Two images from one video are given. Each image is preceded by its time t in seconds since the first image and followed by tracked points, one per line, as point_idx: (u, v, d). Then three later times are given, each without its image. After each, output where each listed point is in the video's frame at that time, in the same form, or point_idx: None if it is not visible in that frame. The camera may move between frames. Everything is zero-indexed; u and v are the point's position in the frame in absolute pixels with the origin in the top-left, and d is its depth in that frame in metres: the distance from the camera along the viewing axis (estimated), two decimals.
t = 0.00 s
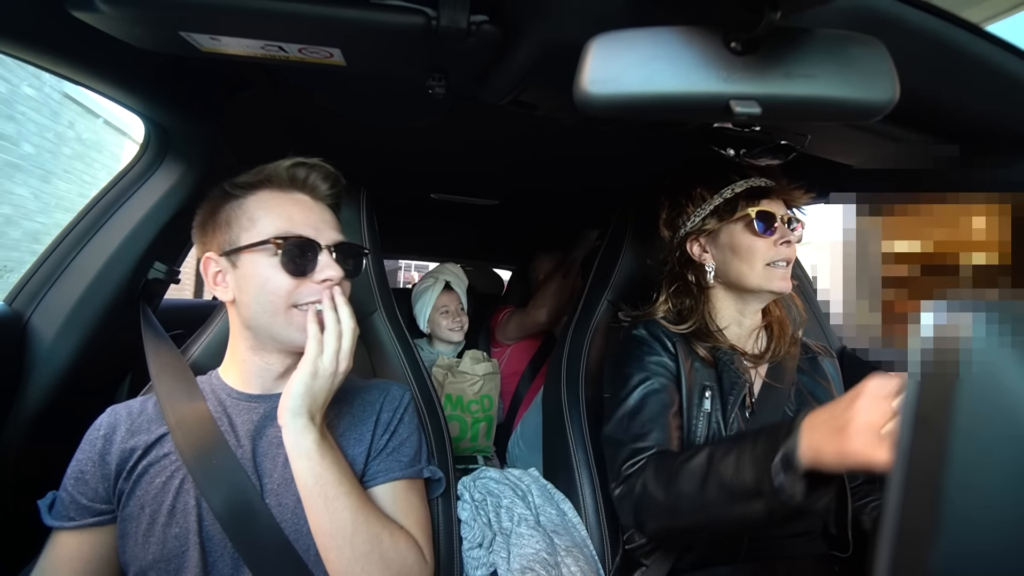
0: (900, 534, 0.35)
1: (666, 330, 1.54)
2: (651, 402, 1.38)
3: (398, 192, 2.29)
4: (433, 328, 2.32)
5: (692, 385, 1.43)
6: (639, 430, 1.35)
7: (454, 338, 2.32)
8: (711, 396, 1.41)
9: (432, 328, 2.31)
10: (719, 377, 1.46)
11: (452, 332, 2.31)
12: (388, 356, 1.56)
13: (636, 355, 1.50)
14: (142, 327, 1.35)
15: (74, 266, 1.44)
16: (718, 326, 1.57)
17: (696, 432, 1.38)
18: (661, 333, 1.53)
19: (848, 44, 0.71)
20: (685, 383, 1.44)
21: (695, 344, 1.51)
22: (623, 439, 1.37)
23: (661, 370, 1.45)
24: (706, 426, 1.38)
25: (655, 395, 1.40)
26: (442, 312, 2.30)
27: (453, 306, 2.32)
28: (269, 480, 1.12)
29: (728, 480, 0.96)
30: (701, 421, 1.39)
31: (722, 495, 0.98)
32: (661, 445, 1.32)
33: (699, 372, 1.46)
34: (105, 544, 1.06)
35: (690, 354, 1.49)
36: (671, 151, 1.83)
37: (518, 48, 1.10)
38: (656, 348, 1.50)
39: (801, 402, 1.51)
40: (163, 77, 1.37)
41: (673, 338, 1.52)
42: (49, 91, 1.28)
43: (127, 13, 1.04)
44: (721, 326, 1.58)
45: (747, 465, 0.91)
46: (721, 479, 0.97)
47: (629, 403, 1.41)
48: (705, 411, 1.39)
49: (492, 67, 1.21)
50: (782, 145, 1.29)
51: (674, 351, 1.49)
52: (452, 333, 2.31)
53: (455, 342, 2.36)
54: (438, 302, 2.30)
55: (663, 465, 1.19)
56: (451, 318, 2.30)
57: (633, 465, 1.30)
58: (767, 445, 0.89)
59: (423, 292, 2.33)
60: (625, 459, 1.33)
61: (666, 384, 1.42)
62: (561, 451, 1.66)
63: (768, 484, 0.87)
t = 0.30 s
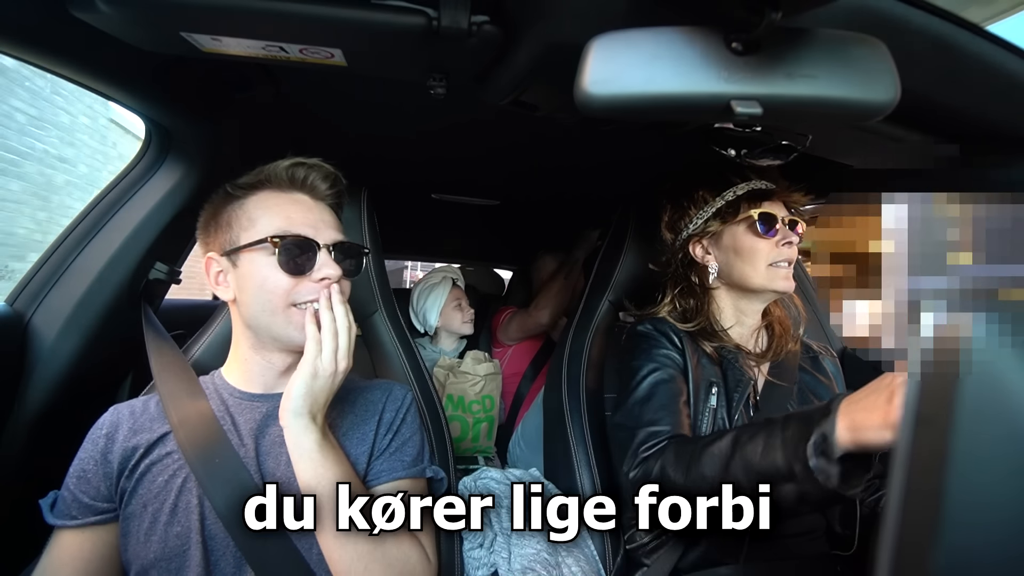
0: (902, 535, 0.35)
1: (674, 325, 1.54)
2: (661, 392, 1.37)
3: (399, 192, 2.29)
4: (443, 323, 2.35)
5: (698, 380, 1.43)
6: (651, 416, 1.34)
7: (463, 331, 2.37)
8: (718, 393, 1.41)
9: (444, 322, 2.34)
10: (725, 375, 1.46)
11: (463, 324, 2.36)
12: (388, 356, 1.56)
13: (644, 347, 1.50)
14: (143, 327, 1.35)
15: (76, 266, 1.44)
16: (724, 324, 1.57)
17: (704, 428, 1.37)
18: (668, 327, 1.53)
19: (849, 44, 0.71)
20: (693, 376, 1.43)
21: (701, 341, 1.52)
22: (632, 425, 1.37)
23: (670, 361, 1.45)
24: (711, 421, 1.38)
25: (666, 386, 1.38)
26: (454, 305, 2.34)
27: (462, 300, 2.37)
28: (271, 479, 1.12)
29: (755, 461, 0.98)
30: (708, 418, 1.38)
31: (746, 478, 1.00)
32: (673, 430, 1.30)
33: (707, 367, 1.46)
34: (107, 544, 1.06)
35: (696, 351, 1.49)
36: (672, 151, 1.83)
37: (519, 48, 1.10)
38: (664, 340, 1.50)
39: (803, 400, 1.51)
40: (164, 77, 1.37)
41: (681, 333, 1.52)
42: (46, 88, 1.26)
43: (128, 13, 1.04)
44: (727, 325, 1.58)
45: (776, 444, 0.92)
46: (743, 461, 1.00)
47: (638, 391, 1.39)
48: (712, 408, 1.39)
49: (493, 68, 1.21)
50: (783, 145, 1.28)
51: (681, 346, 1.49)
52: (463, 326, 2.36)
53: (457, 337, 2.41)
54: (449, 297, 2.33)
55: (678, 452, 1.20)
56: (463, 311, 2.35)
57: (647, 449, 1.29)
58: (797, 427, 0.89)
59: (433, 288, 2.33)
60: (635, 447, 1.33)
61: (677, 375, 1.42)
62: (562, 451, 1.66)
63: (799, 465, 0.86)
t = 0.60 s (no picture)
0: (903, 533, 0.35)
1: (678, 319, 1.53)
2: (665, 384, 1.35)
3: (399, 191, 2.29)
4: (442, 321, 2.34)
5: (702, 374, 1.43)
6: (655, 407, 1.31)
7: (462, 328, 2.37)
8: (720, 386, 1.42)
9: (444, 320, 2.34)
10: (727, 369, 1.46)
11: (462, 322, 2.35)
12: (387, 355, 1.56)
13: (647, 341, 1.49)
14: (142, 325, 1.35)
15: (74, 266, 1.44)
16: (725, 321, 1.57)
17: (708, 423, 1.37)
18: (671, 321, 1.52)
19: (849, 42, 0.71)
20: (698, 369, 1.43)
21: (704, 335, 1.52)
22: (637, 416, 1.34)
23: (671, 354, 1.43)
24: (714, 416, 1.38)
25: (667, 379, 1.36)
26: (453, 303, 2.33)
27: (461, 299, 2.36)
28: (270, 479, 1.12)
29: (776, 445, 0.86)
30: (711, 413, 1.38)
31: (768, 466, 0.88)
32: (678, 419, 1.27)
33: (708, 362, 1.46)
34: (105, 544, 1.06)
35: (700, 345, 1.49)
36: (672, 150, 1.83)
37: (519, 48, 1.10)
38: (666, 335, 1.49)
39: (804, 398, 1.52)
40: (163, 76, 1.37)
41: (683, 326, 1.51)
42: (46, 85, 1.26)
43: (126, 11, 1.04)
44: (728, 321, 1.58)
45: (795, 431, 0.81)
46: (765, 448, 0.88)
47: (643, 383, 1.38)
48: (714, 404, 1.39)
49: (493, 66, 1.21)
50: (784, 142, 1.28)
51: (685, 339, 1.48)
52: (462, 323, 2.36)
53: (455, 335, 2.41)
54: (448, 295, 2.33)
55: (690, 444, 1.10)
56: (463, 309, 2.35)
57: (650, 441, 1.25)
58: (819, 406, 0.77)
59: (433, 286, 2.33)
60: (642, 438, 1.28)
61: (679, 367, 1.40)
62: (561, 450, 1.66)
63: (823, 446, 0.75)
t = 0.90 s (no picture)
0: (902, 533, 0.35)
1: (672, 325, 1.54)
2: (652, 403, 1.37)
3: (398, 192, 2.29)
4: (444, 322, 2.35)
5: (696, 381, 1.43)
6: (642, 430, 1.34)
7: (463, 330, 2.38)
8: (715, 391, 1.42)
9: (445, 321, 2.35)
10: (723, 372, 1.46)
11: (465, 323, 2.37)
12: (388, 356, 1.56)
13: (638, 351, 1.50)
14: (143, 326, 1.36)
15: (75, 267, 1.44)
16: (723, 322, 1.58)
17: (701, 430, 1.37)
18: (665, 328, 1.53)
19: (849, 45, 0.71)
20: (690, 378, 1.43)
21: (698, 339, 1.52)
22: (625, 439, 1.36)
23: (664, 366, 1.44)
24: (710, 423, 1.38)
25: (655, 396, 1.38)
26: (455, 305, 2.34)
27: (463, 300, 2.37)
28: (271, 480, 1.12)
29: (736, 499, 0.97)
30: (706, 419, 1.38)
31: (728, 517, 0.98)
32: (665, 446, 1.29)
33: (703, 367, 1.46)
34: (106, 545, 1.06)
35: (694, 350, 1.49)
36: (672, 152, 1.83)
37: (519, 49, 1.10)
38: (659, 343, 1.50)
39: (804, 398, 1.49)
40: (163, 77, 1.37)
41: (677, 332, 1.51)
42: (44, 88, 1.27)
43: (126, 12, 1.04)
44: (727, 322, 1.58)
45: (759, 482, 0.94)
46: (727, 498, 0.99)
47: (629, 404, 1.39)
48: (711, 407, 1.39)
49: (493, 68, 1.21)
50: (783, 145, 1.27)
51: (677, 348, 1.48)
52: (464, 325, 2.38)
53: (455, 336, 2.41)
54: (450, 296, 2.33)
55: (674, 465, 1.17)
56: (464, 310, 2.36)
57: (635, 464, 1.29)
58: (778, 472, 0.91)
59: (436, 287, 2.33)
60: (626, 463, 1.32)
61: (670, 383, 1.41)
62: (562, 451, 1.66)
63: (777, 512, 0.89)
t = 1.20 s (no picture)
0: (903, 538, 0.30)
1: (675, 328, 1.52)
2: (648, 415, 1.39)
3: (400, 192, 2.29)
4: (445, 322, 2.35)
5: (698, 382, 1.43)
6: (635, 445, 1.37)
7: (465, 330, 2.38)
8: (717, 393, 1.42)
9: (447, 322, 2.35)
10: (727, 373, 1.46)
11: (466, 323, 2.37)
12: (389, 355, 1.56)
13: (638, 357, 1.50)
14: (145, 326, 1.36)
15: (77, 267, 1.45)
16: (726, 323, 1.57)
17: (702, 436, 1.38)
18: (668, 332, 1.51)
19: (852, 43, 0.71)
20: (693, 381, 1.43)
21: (700, 340, 1.51)
22: (619, 452, 1.39)
23: (665, 370, 1.45)
24: (713, 426, 1.38)
25: (652, 407, 1.40)
26: (457, 305, 2.34)
27: (463, 300, 2.37)
28: (273, 480, 1.13)
29: (719, 536, 1.06)
30: (709, 425, 1.38)
31: (711, 551, 1.07)
32: (659, 463, 1.34)
33: (707, 371, 1.45)
34: (107, 546, 1.06)
35: (696, 352, 1.48)
36: (675, 151, 1.83)
37: (521, 48, 1.10)
38: (659, 347, 1.49)
39: (808, 398, 1.49)
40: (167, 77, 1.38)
41: (679, 336, 1.50)
42: (48, 89, 1.29)
43: (129, 12, 1.04)
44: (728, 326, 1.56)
45: (743, 525, 1.02)
46: (711, 533, 1.07)
47: (624, 415, 1.41)
48: (712, 410, 1.40)
49: (496, 67, 1.21)
50: (785, 144, 1.27)
51: (679, 353, 1.47)
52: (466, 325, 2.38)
53: (458, 335, 2.41)
54: (452, 296, 2.33)
55: (662, 488, 1.24)
56: (465, 311, 2.36)
57: (626, 479, 1.34)
58: (763, 516, 0.99)
59: (438, 287, 2.32)
60: (620, 476, 1.36)
61: (668, 390, 1.42)
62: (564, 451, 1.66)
63: (757, 556, 0.97)
